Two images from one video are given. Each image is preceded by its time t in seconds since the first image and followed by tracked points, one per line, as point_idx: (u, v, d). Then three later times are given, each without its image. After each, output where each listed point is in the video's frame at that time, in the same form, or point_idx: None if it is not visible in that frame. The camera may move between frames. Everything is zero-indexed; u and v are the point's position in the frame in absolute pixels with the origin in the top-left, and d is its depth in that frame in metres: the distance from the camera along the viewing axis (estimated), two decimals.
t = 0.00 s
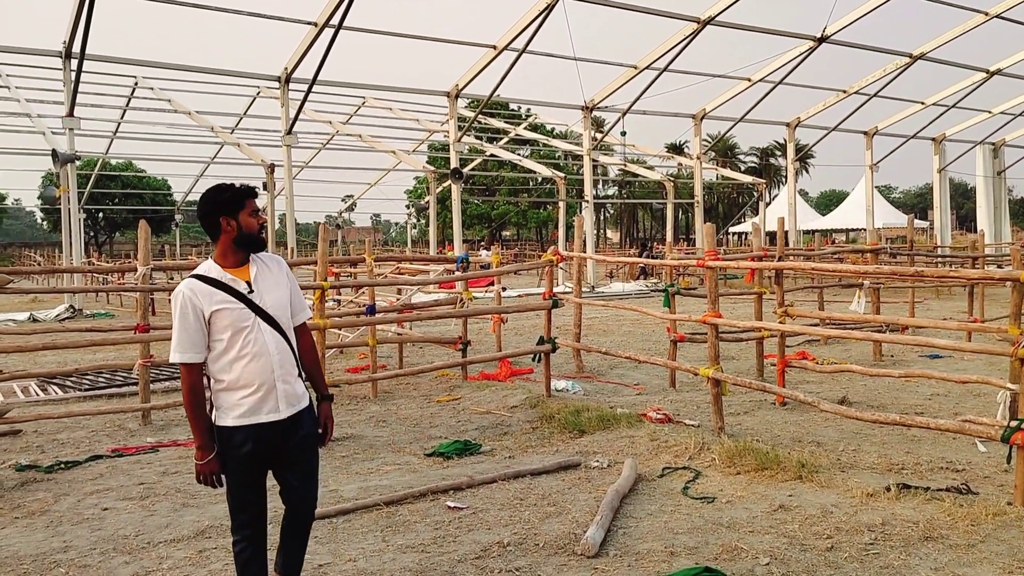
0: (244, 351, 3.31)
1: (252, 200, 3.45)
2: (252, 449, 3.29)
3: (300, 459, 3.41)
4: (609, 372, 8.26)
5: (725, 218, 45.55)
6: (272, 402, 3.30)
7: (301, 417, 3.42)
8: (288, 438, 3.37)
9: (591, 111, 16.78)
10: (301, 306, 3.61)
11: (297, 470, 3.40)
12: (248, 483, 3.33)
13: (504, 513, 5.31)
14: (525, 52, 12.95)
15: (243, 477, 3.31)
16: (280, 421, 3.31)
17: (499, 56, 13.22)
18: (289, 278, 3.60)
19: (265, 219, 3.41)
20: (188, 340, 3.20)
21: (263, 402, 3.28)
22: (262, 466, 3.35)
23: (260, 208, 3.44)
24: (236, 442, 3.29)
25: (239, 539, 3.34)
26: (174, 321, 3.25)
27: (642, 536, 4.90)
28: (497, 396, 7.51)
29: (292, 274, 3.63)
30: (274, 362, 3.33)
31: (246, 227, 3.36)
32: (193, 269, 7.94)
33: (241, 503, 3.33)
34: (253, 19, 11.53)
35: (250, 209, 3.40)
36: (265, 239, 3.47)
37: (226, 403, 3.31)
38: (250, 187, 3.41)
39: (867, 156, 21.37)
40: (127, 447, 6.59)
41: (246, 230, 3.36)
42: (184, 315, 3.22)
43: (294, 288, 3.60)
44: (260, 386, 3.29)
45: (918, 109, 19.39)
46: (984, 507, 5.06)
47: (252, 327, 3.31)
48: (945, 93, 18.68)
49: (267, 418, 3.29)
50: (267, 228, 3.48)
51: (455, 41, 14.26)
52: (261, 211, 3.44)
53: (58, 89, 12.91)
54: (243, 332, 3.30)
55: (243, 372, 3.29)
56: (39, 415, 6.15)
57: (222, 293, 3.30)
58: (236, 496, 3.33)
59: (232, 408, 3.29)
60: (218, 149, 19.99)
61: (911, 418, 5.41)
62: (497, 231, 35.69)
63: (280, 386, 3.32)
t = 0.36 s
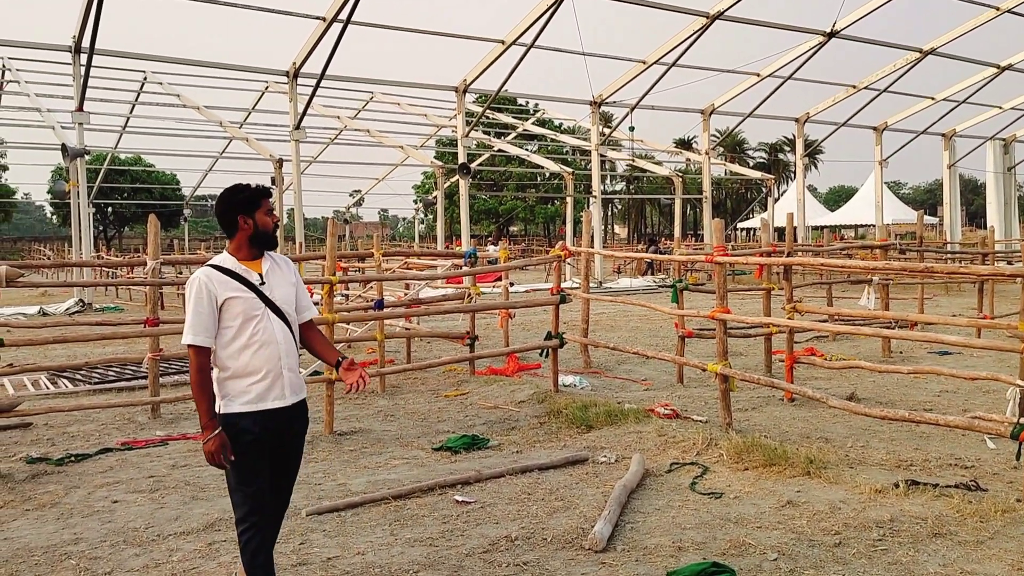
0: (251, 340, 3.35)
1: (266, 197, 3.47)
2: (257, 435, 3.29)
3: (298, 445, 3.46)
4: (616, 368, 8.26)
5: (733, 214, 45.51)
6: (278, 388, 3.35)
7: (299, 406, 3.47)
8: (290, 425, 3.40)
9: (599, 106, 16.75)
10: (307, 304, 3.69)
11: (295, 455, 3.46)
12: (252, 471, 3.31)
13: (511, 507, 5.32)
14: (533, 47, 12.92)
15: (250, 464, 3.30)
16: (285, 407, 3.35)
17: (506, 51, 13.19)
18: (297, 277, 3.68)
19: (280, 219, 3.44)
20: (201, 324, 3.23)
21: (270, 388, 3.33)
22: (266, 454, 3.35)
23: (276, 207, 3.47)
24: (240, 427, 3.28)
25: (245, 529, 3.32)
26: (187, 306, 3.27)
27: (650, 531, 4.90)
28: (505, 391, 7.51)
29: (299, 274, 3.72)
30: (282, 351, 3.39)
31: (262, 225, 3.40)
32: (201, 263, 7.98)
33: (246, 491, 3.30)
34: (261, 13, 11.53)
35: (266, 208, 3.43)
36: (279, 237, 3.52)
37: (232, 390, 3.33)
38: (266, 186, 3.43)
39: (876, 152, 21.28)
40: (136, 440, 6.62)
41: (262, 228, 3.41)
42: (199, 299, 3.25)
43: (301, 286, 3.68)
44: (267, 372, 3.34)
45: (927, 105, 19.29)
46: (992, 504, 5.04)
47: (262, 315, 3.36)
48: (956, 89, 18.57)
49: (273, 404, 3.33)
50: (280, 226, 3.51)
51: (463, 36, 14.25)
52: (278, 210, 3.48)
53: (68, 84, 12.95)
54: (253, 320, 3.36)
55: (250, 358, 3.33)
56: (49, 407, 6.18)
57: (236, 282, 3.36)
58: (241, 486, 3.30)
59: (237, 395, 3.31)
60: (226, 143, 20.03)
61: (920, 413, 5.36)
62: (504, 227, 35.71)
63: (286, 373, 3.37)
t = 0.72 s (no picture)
0: (248, 333, 3.45)
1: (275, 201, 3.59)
2: (249, 423, 3.39)
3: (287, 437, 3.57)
4: (623, 368, 8.25)
5: (740, 213, 45.41)
6: (270, 382, 3.44)
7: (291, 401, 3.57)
8: (282, 416, 3.50)
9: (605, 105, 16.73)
10: (304, 305, 3.81)
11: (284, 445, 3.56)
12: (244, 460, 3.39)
13: (519, 508, 5.32)
14: (539, 47, 12.91)
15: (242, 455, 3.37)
16: (276, 400, 3.45)
17: (512, 51, 13.18)
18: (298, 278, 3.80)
19: (286, 222, 3.55)
20: (204, 314, 3.33)
21: (261, 382, 3.42)
22: (258, 441, 3.44)
23: (282, 211, 3.59)
24: (234, 417, 3.36)
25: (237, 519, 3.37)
26: (191, 295, 3.37)
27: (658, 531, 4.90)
28: (512, 391, 7.52)
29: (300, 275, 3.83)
30: (277, 346, 3.49)
31: (268, 226, 3.51)
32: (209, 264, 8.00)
33: (242, 481, 3.37)
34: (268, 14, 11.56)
35: (273, 210, 3.53)
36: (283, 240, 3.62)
37: (225, 380, 3.42)
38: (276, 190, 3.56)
39: (884, 151, 21.21)
40: (145, 440, 6.65)
41: (268, 230, 3.51)
42: (204, 290, 3.35)
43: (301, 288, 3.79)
44: (261, 366, 3.43)
45: (935, 103, 19.22)
46: (1002, 503, 5.02)
47: (262, 310, 3.47)
48: (964, 87, 18.50)
49: (264, 396, 3.42)
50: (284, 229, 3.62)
51: (469, 37, 14.25)
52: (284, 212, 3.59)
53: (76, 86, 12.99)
54: (253, 315, 3.46)
55: (246, 351, 3.42)
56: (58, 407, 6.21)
57: (239, 277, 3.46)
58: (236, 472, 3.36)
59: (230, 385, 3.40)
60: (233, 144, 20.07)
61: (929, 413, 5.33)
62: (511, 227, 35.69)
63: (279, 367, 3.47)
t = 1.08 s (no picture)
0: (231, 333, 3.49)
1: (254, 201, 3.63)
2: (228, 425, 3.45)
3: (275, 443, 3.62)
4: (630, 368, 8.25)
5: (747, 213, 45.36)
6: (252, 381, 3.48)
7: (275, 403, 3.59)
8: (266, 418, 3.55)
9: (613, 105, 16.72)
10: (288, 302, 3.84)
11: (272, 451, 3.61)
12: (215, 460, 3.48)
13: (525, 508, 5.32)
14: (546, 47, 12.90)
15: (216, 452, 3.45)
16: (258, 399, 3.48)
17: (519, 51, 13.19)
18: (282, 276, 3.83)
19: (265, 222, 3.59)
20: (188, 316, 3.37)
21: (244, 381, 3.46)
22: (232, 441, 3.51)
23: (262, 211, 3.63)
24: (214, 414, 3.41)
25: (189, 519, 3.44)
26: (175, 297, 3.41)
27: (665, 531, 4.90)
28: (519, 391, 7.52)
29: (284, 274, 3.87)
30: (260, 345, 3.53)
31: (246, 226, 3.55)
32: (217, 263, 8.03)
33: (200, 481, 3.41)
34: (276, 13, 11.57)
35: (253, 210, 3.58)
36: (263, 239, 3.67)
37: (209, 380, 3.47)
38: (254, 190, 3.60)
39: (892, 151, 21.16)
40: (153, 439, 6.66)
41: (247, 230, 3.56)
42: (187, 292, 3.38)
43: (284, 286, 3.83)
44: (244, 365, 3.47)
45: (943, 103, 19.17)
46: (1011, 505, 5.00)
47: (244, 311, 3.50)
48: (972, 87, 18.45)
49: (246, 395, 3.47)
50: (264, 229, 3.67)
51: (476, 37, 14.26)
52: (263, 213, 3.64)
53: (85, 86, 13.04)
54: (235, 315, 3.50)
55: (229, 351, 3.47)
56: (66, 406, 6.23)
57: (221, 279, 3.49)
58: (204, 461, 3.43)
59: (214, 383, 3.46)
60: (241, 145, 20.10)
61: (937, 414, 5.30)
62: (518, 226, 35.71)
63: (261, 366, 3.51)
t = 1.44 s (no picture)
0: (191, 337, 3.50)
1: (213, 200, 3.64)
2: (193, 422, 3.48)
3: (252, 443, 3.60)
4: (645, 369, 8.23)
5: (764, 214, 45.23)
6: (212, 384, 3.48)
7: (243, 403, 3.57)
8: (233, 419, 3.55)
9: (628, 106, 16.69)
10: (259, 298, 3.79)
11: (249, 450, 3.60)
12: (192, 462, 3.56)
13: (540, 508, 5.32)
14: (562, 47, 12.89)
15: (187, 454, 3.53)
16: (219, 402, 3.48)
17: (535, 51, 13.17)
18: (251, 273, 3.78)
19: (223, 221, 3.59)
20: (143, 324, 3.42)
21: (204, 384, 3.47)
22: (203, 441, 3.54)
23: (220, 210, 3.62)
24: (176, 419, 3.45)
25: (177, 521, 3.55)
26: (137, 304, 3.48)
27: (681, 533, 4.89)
28: (533, 391, 7.51)
29: (254, 269, 3.81)
30: (221, 348, 3.51)
31: (202, 227, 3.56)
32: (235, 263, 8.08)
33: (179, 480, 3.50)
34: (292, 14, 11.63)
35: (211, 211, 3.59)
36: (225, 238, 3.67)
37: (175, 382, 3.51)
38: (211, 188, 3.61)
39: (910, 152, 21.00)
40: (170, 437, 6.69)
41: (204, 230, 3.57)
42: (141, 300, 3.43)
43: (253, 281, 3.78)
44: (203, 369, 3.48)
45: (962, 104, 19.02)
46: None
47: (200, 315, 3.48)
48: (991, 88, 18.29)
49: (207, 399, 3.48)
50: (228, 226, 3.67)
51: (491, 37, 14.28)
52: (220, 211, 3.62)
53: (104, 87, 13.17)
54: (194, 318, 3.50)
55: (188, 356, 3.48)
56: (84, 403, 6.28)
57: (177, 282, 3.49)
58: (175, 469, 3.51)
59: (179, 386, 3.50)
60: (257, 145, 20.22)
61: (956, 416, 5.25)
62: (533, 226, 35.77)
63: (220, 370, 3.49)
